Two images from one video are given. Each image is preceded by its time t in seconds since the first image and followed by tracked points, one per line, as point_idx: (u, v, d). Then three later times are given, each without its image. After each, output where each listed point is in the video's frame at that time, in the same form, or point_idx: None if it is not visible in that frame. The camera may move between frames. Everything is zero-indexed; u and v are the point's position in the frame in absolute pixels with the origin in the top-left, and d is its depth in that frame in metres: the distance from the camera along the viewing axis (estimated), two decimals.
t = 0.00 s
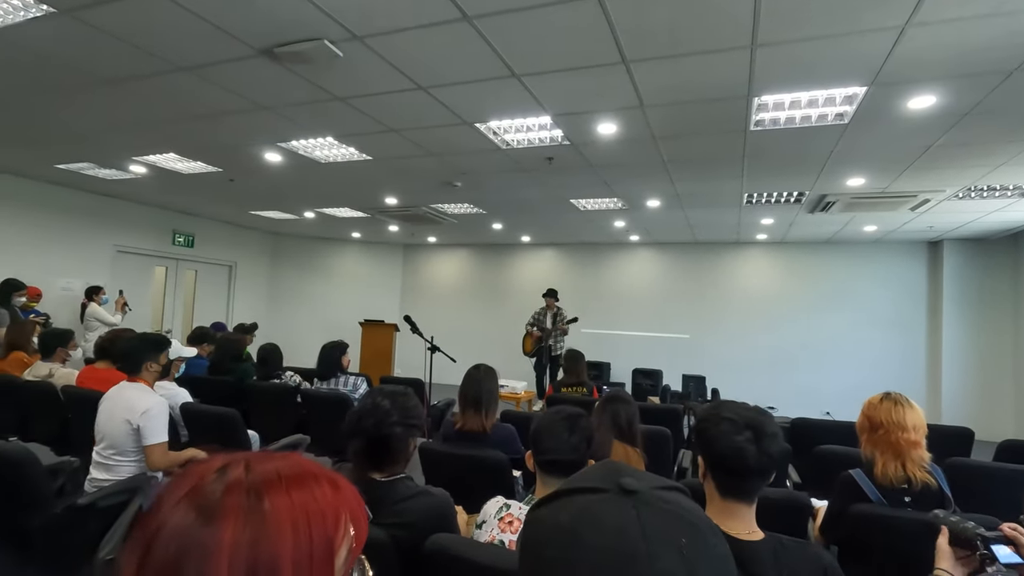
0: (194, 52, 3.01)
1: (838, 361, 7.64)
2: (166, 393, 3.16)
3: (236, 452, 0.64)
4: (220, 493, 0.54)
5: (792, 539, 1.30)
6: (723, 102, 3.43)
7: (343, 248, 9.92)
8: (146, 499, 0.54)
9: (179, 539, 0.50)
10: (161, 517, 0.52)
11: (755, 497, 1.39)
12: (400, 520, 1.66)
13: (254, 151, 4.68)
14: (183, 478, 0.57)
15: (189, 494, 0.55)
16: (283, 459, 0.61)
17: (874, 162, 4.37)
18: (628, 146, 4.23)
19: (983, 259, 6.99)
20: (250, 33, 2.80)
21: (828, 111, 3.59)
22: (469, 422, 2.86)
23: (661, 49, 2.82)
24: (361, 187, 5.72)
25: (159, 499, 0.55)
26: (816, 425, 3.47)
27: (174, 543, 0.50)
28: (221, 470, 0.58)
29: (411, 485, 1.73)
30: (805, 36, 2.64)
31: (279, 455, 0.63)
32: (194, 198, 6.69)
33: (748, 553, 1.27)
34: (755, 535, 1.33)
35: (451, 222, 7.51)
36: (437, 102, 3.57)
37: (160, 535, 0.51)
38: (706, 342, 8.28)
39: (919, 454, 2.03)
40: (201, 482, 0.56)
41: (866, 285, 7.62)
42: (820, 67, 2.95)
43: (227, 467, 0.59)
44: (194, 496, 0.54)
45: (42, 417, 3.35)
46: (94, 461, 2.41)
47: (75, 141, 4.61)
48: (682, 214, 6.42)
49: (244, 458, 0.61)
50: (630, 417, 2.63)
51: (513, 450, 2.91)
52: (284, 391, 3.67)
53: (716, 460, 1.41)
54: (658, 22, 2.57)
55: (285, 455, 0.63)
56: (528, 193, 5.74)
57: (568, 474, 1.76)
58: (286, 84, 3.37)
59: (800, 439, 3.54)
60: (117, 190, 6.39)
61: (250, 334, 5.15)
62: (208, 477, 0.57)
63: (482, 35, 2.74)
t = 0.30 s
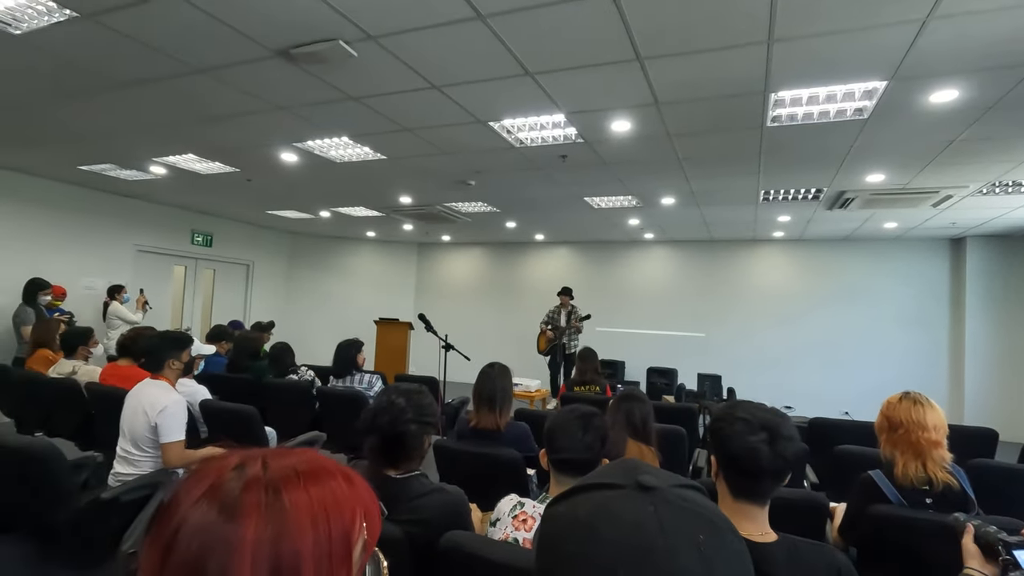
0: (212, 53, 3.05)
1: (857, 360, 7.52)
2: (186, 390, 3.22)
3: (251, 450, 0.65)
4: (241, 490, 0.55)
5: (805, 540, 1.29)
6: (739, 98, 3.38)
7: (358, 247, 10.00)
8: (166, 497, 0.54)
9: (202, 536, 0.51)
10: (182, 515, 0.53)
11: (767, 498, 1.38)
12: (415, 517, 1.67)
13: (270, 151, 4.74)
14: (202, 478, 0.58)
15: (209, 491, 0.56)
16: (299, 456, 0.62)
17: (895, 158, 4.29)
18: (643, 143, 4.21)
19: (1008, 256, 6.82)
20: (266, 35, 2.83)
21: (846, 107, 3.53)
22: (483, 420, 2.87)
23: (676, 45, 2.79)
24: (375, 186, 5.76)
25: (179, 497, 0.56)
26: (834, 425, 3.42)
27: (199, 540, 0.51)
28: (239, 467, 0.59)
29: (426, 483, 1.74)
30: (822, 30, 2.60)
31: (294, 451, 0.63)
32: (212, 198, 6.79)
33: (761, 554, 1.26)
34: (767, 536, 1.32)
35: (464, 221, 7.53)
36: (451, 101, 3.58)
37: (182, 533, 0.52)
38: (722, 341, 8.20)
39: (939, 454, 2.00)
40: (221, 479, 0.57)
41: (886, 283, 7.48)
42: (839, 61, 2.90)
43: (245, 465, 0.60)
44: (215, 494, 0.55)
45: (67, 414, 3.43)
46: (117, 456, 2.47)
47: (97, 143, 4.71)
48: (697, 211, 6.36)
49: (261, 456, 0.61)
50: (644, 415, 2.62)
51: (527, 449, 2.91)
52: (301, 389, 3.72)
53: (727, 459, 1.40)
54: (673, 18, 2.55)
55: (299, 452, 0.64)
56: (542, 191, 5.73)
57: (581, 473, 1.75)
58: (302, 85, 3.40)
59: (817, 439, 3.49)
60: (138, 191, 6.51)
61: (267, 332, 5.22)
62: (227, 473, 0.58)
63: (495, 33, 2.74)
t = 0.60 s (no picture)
0: (242, 57, 3.13)
1: (894, 359, 7.28)
2: (221, 386, 3.32)
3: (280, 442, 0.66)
4: (272, 486, 0.56)
5: (838, 543, 1.26)
6: (769, 90, 3.31)
7: (385, 246, 10.13)
8: (202, 492, 0.56)
9: (237, 532, 0.53)
10: (217, 510, 0.55)
11: (799, 500, 1.35)
12: (441, 512, 1.69)
13: (300, 152, 4.83)
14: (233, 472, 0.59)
15: (241, 486, 0.57)
16: (327, 450, 0.63)
17: (935, 149, 4.13)
18: (670, 138, 4.15)
19: None
20: (294, 38, 2.89)
21: (883, 97, 3.42)
22: (509, 417, 2.87)
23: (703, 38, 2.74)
24: (401, 185, 5.82)
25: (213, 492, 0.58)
26: (870, 425, 3.32)
27: (234, 536, 0.53)
28: (268, 461, 0.60)
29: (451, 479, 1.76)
30: (857, 19, 2.52)
31: (321, 445, 0.64)
32: (244, 199, 6.96)
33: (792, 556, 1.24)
34: (798, 538, 1.29)
35: (489, 219, 7.55)
36: (475, 99, 3.59)
37: (216, 527, 0.53)
38: (752, 338, 8.04)
39: (981, 456, 1.92)
40: (252, 473, 0.58)
41: (925, 279, 7.22)
42: (874, 50, 2.81)
43: (274, 459, 0.61)
44: (247, 489, 0.56)
45: (109, 408, 3.57)
46: (159, 449, 2.56)
47: (135, 146, 4.87)
48: (726, 206, 6.24)
49: (290, 450, 0.63)
50: (671, 413, 2.58)
51: (552, 446, 2.90)
52: (330, 385, 3.79)
53: (757, 458, 1.38)
54: (700, 10, 2.50)
55: (327, 444, 0.65)
56: (567, 188, 5.71)
57: (607, 471, 1.74)
58: (330, 86, 3.46)
59: (852, 440, 3.40)
60: (174, 193, 6.72)
61: (298, 330, 5.34)
62: (257, 467, 0.60)
63: (520, 30, 2.73)
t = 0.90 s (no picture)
0: (277, 61, 3.20)
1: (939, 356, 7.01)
2: (259, 383, 3.41)
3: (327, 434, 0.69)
4: (310, 472, 0.58)
5: (883, 545, 1.22)
6: (807, 80, 3.21)
7: (415, 244, 10.25)
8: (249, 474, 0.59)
9: (274, 514, 0.55)
10: (259, 491, 0.57)
11: (841, 501, 1.31)
12: (474, 508, 1.70)
13: (332, 153, 4.92)
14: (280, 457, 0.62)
15: (284, 471, 0.59)
16: (367, 443, 0.64)
17: (985, 137, 3.95)
18: (703, 131, 4.07)
19: None
20: (326, 41, 2.94)
21: (927, 83, 3.28)
22: (540, 414, 2.88)
23: (737, 28, 2.68)
24: (431, 183, 5.87)
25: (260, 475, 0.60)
26: (914, 424, 3.21)
27: (271, 516, 0.55)
28: (312, 451, 0.62)
29: (485, 475, 1.77)
30: (900, 3, 2.42)
31: (363, 438, 0.66)
32: (279, 200, 7.13)
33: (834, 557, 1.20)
34: (841, 539, 1.25)
35: (518, 216, 7.56)
36: (504, 96, 3.59)
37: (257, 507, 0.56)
38: (787, 335, 7.84)
39: None
40: (295, 461, 0.60)
41: (972, 272, 6.92)
42: (919, 35, 2.70)
43: (318, 449, 0.63)
44: (288, 474, 0.59)
45: (155, 403, 3.72)
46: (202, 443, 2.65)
47: (175, 150, 5.05)
48: (761, 200, 6.09)
49: (333, 441, 0.65)
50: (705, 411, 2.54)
51: (584, 444, 2.88)
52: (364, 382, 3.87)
53: (796, 458, 1.35)
54: None
55: (369, 438, 0.67)
56: (596, 184, 5.66)
57: (641, 469, 1.72)
58: (360, 87, 3.51)
59: (895, 440, 3.29)
60: (212, 195, 6.93)
61: (331, 327, 5.45)
62: (302, 455, 0.62)
63: (548, 26, 2.72)
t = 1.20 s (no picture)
0: (312, 65, 3.27)
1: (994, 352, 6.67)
2: (299, 379, 3.51)
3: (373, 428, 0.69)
4: (360, 464, 0.59)
5: (938, 548, 1.16)
6: (850, 66, 3.10)
7: (446, 242, 10.34)
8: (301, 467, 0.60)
9: (326, 505, 0.56)
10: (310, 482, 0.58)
11: (893, 502, 1.26)
12: (510, 505, 1.69)
13: (366, 154, 5.01)
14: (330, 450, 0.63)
15: (334, 464, 0.60)
16: (414, 439, 0.65)
17: None
18: (739, 123, 3.98)
19: None
20: (360, 44, 2.99)
21: (980, 66, 3.12)
22: (574, 411, 2.87)
23: (775, 15, 2.60)
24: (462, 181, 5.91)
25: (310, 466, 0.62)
26: (966, 423, 3.07)
27: (322, 508, 0.56)
28: (360, 444, 0.63)
29: (521, 471, 1.77)
30: None
31: (409, 433, 0.67)
32: (315, 201, 7.31)
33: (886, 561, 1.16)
34: (894, 543, 1.20)
35: (550, 212, 7.54)
36: (535, 93, 3.58)
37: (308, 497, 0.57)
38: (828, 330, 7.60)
39: None
40: (345, 453, 0.61)
41: None
42: (972, 15, 2.56)
43: (365, 442, 0.64)
44: (338, 466, 0.60)
45: (201, 398, 3.87)
46: (246, 437, 2.74)
47: (218, 155, 5.23)
48: (800, 192, 5.91)
49: (380, 434, 0.65)
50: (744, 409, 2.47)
51: (620, 441, 2.86)
52: (400, 378, 3.94)
53: (844, 459, 1.30)
54: None
55: (414, 434, 0.67)
56: (629, 178, 5.60)
57: (679, 467, 1.70)
58: (394, 89, 3.56)
59: (945, 440, 3.15)
60: (252, 197, 7.15)
61: (367, 325, 5.57)
62: (350, 449, 0.63)
63: (580, 21, 2.70)
